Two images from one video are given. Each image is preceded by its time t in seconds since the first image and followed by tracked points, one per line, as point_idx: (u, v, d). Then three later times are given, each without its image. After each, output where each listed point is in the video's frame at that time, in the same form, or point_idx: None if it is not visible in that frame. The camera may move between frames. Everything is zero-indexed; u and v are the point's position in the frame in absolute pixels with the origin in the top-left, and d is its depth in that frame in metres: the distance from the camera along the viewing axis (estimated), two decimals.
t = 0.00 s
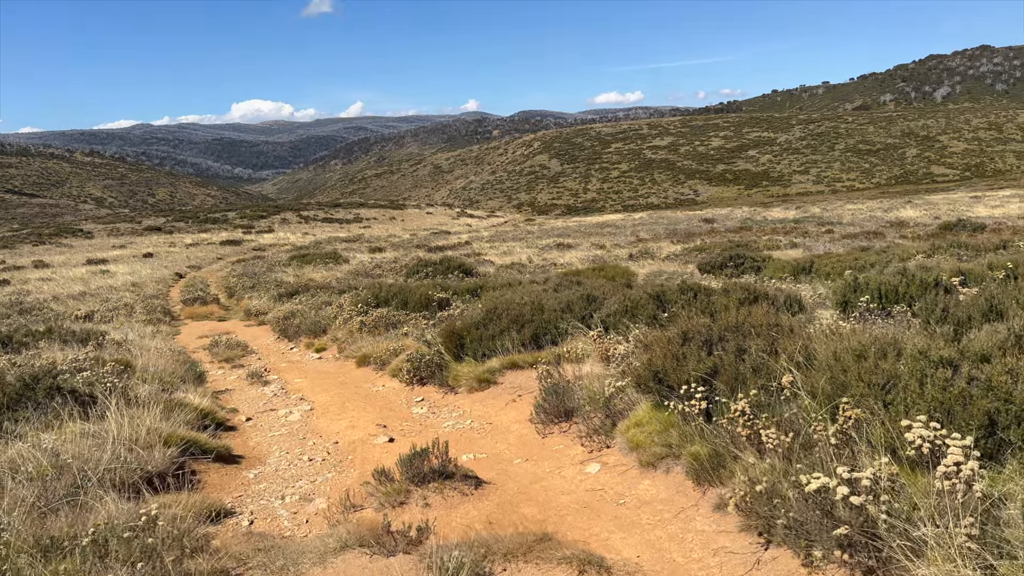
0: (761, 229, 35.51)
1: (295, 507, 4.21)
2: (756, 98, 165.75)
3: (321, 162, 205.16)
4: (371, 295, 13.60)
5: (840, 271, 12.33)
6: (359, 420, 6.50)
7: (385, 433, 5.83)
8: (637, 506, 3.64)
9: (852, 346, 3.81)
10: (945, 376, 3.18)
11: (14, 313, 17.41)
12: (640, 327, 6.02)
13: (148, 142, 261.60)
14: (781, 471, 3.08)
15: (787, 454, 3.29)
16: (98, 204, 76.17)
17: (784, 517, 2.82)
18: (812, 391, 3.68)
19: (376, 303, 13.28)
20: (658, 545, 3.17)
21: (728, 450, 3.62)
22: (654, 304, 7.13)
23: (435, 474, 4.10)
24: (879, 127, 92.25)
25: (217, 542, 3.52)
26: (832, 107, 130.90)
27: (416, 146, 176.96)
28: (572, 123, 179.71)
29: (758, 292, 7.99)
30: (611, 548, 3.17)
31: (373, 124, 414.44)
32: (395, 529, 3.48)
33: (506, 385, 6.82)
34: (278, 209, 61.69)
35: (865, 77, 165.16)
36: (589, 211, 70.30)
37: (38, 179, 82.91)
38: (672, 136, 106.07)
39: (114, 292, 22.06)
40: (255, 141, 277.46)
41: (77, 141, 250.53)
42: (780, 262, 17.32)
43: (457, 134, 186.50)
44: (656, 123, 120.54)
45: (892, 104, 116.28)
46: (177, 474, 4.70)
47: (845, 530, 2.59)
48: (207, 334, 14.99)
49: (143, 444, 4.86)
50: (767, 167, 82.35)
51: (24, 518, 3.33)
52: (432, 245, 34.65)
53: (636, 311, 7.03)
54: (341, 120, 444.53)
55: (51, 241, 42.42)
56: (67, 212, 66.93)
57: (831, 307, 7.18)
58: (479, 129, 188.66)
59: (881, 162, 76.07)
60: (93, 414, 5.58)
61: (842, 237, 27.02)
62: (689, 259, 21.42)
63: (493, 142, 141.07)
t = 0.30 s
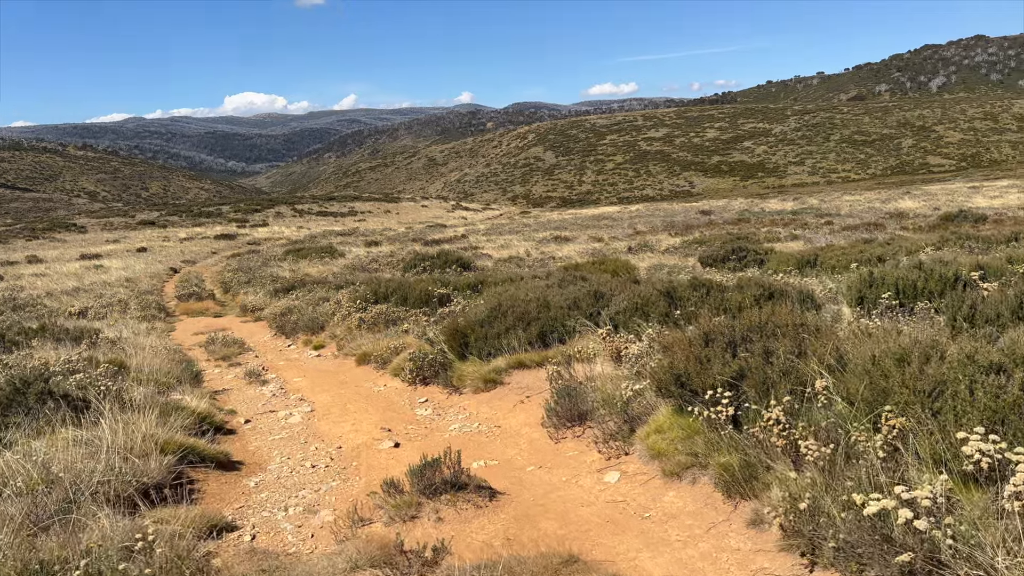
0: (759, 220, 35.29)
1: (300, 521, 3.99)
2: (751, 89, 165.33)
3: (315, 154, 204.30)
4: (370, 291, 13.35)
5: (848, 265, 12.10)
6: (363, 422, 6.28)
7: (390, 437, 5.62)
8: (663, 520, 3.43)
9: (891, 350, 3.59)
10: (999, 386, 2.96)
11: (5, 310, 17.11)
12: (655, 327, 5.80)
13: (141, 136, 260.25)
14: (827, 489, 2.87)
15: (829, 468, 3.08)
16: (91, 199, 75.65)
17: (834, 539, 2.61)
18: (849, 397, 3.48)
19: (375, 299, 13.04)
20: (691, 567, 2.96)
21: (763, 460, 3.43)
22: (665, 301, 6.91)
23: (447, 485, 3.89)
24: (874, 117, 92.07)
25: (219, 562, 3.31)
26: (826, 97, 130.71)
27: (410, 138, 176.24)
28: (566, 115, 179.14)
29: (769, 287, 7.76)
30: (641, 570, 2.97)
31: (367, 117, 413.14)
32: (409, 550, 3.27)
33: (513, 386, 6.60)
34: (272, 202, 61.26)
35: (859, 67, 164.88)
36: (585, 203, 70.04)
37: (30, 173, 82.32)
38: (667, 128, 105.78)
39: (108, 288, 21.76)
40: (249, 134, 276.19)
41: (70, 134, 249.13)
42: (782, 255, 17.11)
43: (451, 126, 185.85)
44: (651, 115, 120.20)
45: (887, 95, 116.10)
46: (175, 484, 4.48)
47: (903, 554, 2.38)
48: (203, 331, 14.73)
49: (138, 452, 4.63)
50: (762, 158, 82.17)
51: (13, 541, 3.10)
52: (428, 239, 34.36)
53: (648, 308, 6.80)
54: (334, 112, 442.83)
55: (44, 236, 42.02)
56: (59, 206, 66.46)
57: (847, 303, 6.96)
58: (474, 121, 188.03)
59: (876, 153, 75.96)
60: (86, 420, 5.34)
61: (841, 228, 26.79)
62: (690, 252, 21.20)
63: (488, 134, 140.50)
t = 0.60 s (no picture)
0: (755, 210, 35.14)
1: (306, 524, 3.79)
2: (744, 78, 164.92)
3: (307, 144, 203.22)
4: (368, 281, 13.13)
5: (853, 255, 11.92)
6: (367, 418, 6.07)
7: (396, 435, 5.42)
8: (695, 525, 3.23)
9: (937, 347, 3.39)
10: None
11: None
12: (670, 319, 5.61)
13: (131, 125, 258.47)
14: (879, 495, 2.68)
15: (875, 471, 2.89)
16: (82, 188, 75.07)
17: (891, 551, 2.42)
18: (890, 395, 3.29)
19: (373, 288, 12.82)
20: None
21: (800, 461, 3.24)
22: (677, 292, 6.72)
23: (462, 488, 3.69)
24: (867, 106, 91.92)
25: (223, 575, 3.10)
26: (819, 87, 130.48)
27: (403, 127, 175.39)
28: (559, 105, 178.69)
29: (782, 276, 7.55)
30: None
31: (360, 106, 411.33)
32: (427, 559, 3.08)
33: (521, 379, 6.41)
34: (265, 192, 60.83)
35: (852, 56, 164.61)
36: (579, 193, 69.83)
37: (20, 162, 81.68)
38: (661, 117, 105.42)
39: (100, 279, 21.47)
40: (240, 123, 274.52)
41: (60, 124, 247.58)
42: (783, 244, 16.93)
43: (443, 115, 185.05)
44: (644, 104, 119.78)
45: (880, 84, 116.01)
46: (174, 485, 4.27)
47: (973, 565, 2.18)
48: (197, 323, 14.49)
49: (135, 453, 4.41)
50: (756, 147, 82.02)
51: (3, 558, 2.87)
52: (423, 229, 34.13)
53: (660, 300, 6.60)
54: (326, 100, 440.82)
55: (35, 226, 41.57)
56: (50, 196, 65.91)
57: (862, 296, 6.75)
58: (467, 110, 187.30)
59: (869, 142, 75.86)
60: (77, 418, 5.10)
61: (839, 218, 26.59)
62: (688, 241, 20.99)
63: (481, 123, 139.91)
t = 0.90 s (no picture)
0: (749, 203, 34.98)
1: (305, 536, 3.59)
2: (737, 70, 164.68)
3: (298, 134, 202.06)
4: (363, 275, 12.90)
5: (856, 251, 11.75)
6: (366, 418, 5.88)
7: (398, 436, 5.24)
8: (718, 541, 3.06)
9: (973, 353, 3.21)
10: None
11: None
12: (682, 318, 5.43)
13: (121, 114, 256.52)
14: (923, 513, 2.51)
15: (915, 486, 2.72)
16: (71, 178, 74.33)
17: None
18: (926, 404, 3.12)
19: (368, 283, 12.60)
20: None
21: (831, 474, 3.06)
22: (684, 289, 6.54)
23: (471, 499, 3.50)
24: (860, 100, 91.91)
25: None
26: (812, 81, 130.51)
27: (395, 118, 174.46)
28: (551, 97, 178.08)
29: (790, 273, 7.37)
30: None
31: (352, 97, 409.01)
32: None
33: (524, 378, 6.23)
34: (255, 183, 60.31)
35: (845, 50, 164.47)
36: (572, 185, 69.60)
37: (7, 151, 80.76)
38: (654, 109, 105.17)
39: (89, 271, 21.14)
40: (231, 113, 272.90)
41: (49, 113, 245.52)
42: (782, 238, 16.78)
43: (436, 106, 184.19)
44: (638, 96, 119.42)
45: (873, 78, 116.03)
46: (164, 494, 4.08)
47: None
48: (188, 316, 14.26)
49: (124, 459, 4.21)
50: (749, 141, 81.88)
51: None
52: (416, 221, 33.83)
53: (668, 297, 6.42)
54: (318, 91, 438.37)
55: (23, 216, 41.09)
56: (38, 186, 65.23)
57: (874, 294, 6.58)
58: (459, 101, 186.41)
59: (862, 136, 75.81)
60: (62, 421, 4.89)
61: (835, 212, 26.46)
62: (685, 235, 20.81)
63: (473, 114, 139.28)
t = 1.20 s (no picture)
0: (746, 197, 34.76)
1: (289, 540, 3.34)
2: (732, 65, 164.37)
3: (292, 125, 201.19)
4: (356, 265, 12.62)
5: (860, 244, 11.51)
6: (357, 414, 5.63)
7: (390, 433, 4.99)
8: (736, 550, 2.82)
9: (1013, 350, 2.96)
10: None
11: None
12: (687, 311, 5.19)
13: (114, 104, 254.96)
14: (970, 522, 2.27)
15: (957, 492, 2.49)
16: (63, 168, 73.72)
17: None
18: (961, 402, 2.87)
19: (361, 273, 12.33)
20: None
21: (859, 477, 2.83)
22: (689, 280, 6.30)
23: (469, 501, 3.26)
24: (855, 95, 91.77)
25: None
26: (807, 76, 130.32)
27: (390, 110, 173.72)
28: (547, 90, 177.63)
29: (797, 264, 7.12)
30: None
31: (346, 88, 407.32)
32: None
33: (521, 372, 6.00)
34: (248, 173, 59.88)
35: (840, 46, 164.27)
36: (566, 178, 69.30)
37: None
38: (649, 103, 104.86)
39: (78, 260, 20.80)
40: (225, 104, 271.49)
41: (42, 102, 243.87)
42: (781, 231, 16.54)
43: (431, 99, 183.45)
44: (633, 90, 119.05)
45: (868, 74, 115.88)
46: (141, 493, 3.83)
47: None
48: (178, 306, 13.98)
49: (98, 457, 3.93)
50: (744, 135, 81.71)
51: None
52: (410, 212, 33.52)
53: (672, 288, 6.17)
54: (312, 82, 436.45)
55: (13, 205, 40.60)
56: (29, 175, 64.64)
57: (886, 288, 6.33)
58: (454, 93, 185.76)
59: (857, 132, 75.67)
60: (34, 414, 4.62)
61: (833, 206, 26.25)
62: (682, 228, 20.56)
63: (468, 107, 138.73)
